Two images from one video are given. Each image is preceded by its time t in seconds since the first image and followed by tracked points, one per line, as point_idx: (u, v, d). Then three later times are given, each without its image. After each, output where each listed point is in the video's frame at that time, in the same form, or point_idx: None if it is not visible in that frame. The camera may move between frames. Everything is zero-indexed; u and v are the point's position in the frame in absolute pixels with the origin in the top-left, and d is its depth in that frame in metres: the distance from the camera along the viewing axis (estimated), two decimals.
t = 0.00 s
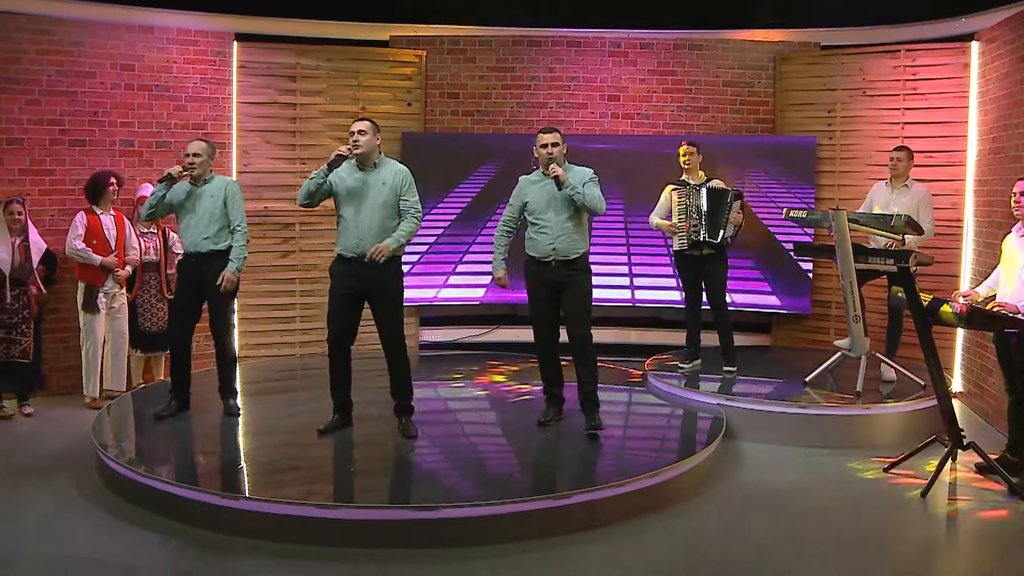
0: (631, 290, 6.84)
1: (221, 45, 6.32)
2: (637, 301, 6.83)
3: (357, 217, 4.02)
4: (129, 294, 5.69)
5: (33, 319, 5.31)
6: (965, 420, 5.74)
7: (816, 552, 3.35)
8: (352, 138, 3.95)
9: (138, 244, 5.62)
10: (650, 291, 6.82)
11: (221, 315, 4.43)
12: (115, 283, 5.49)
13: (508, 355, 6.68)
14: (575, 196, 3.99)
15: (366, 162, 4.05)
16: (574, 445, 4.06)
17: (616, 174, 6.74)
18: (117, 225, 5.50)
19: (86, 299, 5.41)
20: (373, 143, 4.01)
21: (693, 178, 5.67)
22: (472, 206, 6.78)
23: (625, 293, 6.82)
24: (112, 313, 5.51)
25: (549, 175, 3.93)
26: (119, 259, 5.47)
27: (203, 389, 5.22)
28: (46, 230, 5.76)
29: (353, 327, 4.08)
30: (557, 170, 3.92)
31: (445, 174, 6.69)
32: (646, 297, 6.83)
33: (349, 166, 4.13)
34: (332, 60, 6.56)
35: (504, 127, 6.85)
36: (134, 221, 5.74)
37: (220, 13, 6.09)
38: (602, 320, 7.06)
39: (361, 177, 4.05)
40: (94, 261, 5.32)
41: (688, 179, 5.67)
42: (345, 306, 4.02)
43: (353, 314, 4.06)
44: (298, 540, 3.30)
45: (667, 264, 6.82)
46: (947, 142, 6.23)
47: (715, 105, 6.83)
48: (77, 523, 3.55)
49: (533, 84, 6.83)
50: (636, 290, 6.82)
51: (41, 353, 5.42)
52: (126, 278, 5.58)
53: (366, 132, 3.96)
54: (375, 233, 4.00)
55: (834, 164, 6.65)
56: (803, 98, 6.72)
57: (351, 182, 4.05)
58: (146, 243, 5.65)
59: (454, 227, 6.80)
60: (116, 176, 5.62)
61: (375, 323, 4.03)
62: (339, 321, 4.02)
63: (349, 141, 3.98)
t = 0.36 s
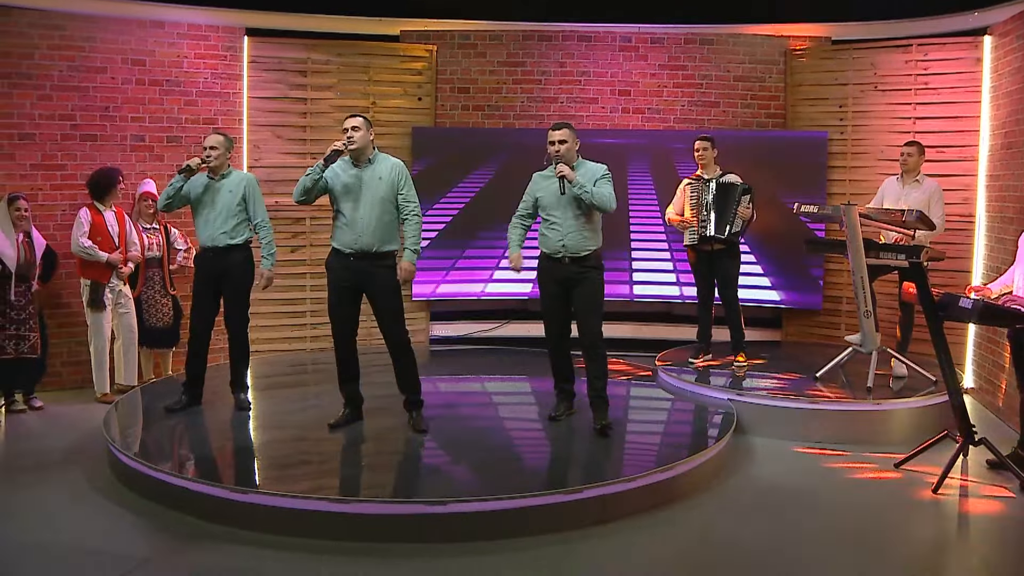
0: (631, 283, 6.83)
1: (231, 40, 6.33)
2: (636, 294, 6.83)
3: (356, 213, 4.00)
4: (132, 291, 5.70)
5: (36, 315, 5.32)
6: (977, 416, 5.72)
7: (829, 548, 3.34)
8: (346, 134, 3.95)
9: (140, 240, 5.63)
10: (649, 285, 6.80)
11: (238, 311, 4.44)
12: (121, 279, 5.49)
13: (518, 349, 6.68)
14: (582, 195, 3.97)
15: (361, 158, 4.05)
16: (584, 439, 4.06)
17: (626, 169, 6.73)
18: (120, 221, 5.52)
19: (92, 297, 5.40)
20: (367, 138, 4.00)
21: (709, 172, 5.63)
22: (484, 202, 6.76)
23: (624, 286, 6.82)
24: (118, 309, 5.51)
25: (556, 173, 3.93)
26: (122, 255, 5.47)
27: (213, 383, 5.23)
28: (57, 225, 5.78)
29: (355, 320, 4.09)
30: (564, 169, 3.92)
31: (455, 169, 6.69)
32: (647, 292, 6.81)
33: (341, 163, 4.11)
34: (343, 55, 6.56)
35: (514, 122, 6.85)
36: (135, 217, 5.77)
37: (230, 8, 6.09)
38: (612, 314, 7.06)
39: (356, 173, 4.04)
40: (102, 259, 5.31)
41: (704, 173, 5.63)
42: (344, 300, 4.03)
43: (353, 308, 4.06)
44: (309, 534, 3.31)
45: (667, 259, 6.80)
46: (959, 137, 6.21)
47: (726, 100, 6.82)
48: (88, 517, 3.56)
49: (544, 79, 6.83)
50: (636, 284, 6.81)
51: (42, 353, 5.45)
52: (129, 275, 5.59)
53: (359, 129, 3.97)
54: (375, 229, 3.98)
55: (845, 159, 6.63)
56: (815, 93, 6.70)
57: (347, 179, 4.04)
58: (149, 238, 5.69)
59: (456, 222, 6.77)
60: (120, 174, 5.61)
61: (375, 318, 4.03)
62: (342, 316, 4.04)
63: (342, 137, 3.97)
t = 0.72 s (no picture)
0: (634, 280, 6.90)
1: (246, 35, 6.33)
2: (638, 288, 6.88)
3: (376, 209, 4.00)
4: (146, 286, 5.70)
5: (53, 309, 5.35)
6: (993, 413, 5.69)
7: (844, 545, 3.34)
8: (367, 127, 3.92)
9: (153, 235, 5.64)
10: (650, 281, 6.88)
11: (252, 309, 4.44)
12: (133, 275, 5.52)
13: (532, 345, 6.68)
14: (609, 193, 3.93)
15: (377, 153, 4.05)
16: (597, 435, 4.06)
17: (641, 165, 6.72)
18: (128, 215, 5.51)
19: (106, 292, 5.42)
20: (384, 132, 4.00)
21: (728, 166, 5.62)
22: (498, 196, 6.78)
23: (627, 280, 6.87)
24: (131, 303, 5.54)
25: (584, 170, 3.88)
26: (134, 250, 5.48)
27: (227, 378, 5.24)
28: (73, 220, 5.81)
29: (370, 315, 4.09)
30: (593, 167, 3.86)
31: (469, 165, 6.69)
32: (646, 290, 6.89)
33: (355, 156, 4.08)
34: (357, 50, 6.56)
35: (528, 118, 6.85)
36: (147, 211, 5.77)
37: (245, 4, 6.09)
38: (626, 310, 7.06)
39: (375, 168, 4.04)
40: (116, 255, 5.32)
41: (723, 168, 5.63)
42: (360, 296, 4.02)
43: (366, 304, 4.05)
44: (324, 529, 3.32)
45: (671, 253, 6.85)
46: (975, 133, 6.18)
47: (740, 95, 6.81)
48: (104, 510, 3.58)
49: (558, 75, 6.82)
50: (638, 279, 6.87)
51: (61, 348, 5.44)
52: (141, 269, 5.60)
53: (378, 124, 3.96)
54: (395, 225, 4.01)
55: (860, 154, 6.63)
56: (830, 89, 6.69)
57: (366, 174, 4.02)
58: (164, 232, 5.70)
59: (462, 215, 6.79)
60: (133, 172, 5.59)
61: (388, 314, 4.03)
62: (355, 312, 4.03)
63: (363, 131, 3.94)
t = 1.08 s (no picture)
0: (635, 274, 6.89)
1: (260, 31, 6.34)
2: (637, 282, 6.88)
3: (404, 206, 4.00)
4: (164, 281, 5.72)
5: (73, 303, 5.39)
6: (1009, 410, 5.67)
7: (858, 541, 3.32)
8: (396, 124, 3.90)
9: (170, 230, 5.67)
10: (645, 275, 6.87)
11: (266, 304, 4.44)
12: (150, 269, 5.55)
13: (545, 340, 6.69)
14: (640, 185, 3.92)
15: (403, 150, 4.04)
16: (611, 431, 4.06)
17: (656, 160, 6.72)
18: (145, 210, 5.53)
19: (123, 286, 5.48)
20: (413, 130, 3.97)
21: (752, 162, 5.63)
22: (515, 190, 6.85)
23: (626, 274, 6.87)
24: (148, 298, 5.56)
25: (616, 158, 3.88)
26: (151, 245, 5.51)
27: (243, 373, 5.25)
28: (88, 216, 5.84)
29: (388, 310, 4.09)
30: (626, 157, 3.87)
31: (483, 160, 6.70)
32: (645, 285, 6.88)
33: (383, 152, 4.06)
34: (372, 45, 6.57)
35: (542, 113, 6.84)
36: (167, 207, 5.79)
37: None
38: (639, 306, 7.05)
39: (404, 166, 4.04)
40: (133, 254, 5.35)
41: (747, 163, 5.63)
42: (379, 290, 4.02)
43: (385, 300, 4.05)
44: (336, 524, 3.32)
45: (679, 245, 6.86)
46: (992, 129, 6.14)
47: (755, 91, 6.79)
48: (119, 504, 3.60)
49: (572, 70, 6.81)
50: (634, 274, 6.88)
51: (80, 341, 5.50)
52: (158, 264, 5.63)
53: (407, 121, 3.92)
54: (420, 223, 4.03)
55: (876, 151, 6.59)
56: (845, 83, 6.66)
57: (395, 172, 4.01)
58: (181, 228, 5.71)
59: (475, 205, 6.85)
60: (151, 167, 5.62)
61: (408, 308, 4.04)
62: (375, 308, 4.03)
63: (390, 126, 3.91)
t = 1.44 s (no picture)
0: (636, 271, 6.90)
1: (273, 27, 6.34)
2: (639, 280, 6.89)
3: (430, 203, 4.00)
4: (186, 275, 5.75)
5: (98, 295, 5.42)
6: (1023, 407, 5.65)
7: (870, 539, 3.31)
8: (429, 122, 3.89)
9: (192, 226, 5.68)
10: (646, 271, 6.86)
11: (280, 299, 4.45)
12: (169, 265, 5.56)
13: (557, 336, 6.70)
14: (659, 179, 3.91)
15: (432, 149, 4.05)
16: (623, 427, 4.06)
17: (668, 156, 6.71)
18: (168, 207, 5.57)
19: (141, 280, 5.49)
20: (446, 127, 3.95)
21: (772, 158, 5.61)
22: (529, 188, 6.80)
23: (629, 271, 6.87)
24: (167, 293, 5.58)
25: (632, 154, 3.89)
26: (170, 242, 5.54)
27: (257, 369, 5.26)
28: (102, 212, 5.87)
29: (409, 307, 4.09)
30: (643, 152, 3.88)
31: (495, 156, 6.70)
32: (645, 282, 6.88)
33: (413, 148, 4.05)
34: (385, 41, 6.57)
35: (554, 109, 6.84)
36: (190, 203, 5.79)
37: None
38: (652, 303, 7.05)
39: (433, 164, 4.04)
40: (150, 246, 5.38)
41: (768, 159, 5.61)
42: (401, 288, 4.03)
43: (405, 297, 4.05)
44: (348, 518, 3.34)
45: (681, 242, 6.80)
46: (1006, 125, 6.11)
47: (768, 87, 6.77)
48: (133, 498, 3.62)
49: (585, 67, 6.81)
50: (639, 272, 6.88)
51: (107, 335, 5.54)
52: (178, 260, 5.65)
53: (441, 118, 3.90)
54: (444, 221, 4.03)
55: (889, 146, 6.60)
56: (859, 79, 6.67)
57: (424, 169, 4.02)
58: (204, 224, 5.71)
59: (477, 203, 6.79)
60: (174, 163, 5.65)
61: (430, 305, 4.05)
62: (396, 304, 4.04)
63: (422, 124, 3.90)
